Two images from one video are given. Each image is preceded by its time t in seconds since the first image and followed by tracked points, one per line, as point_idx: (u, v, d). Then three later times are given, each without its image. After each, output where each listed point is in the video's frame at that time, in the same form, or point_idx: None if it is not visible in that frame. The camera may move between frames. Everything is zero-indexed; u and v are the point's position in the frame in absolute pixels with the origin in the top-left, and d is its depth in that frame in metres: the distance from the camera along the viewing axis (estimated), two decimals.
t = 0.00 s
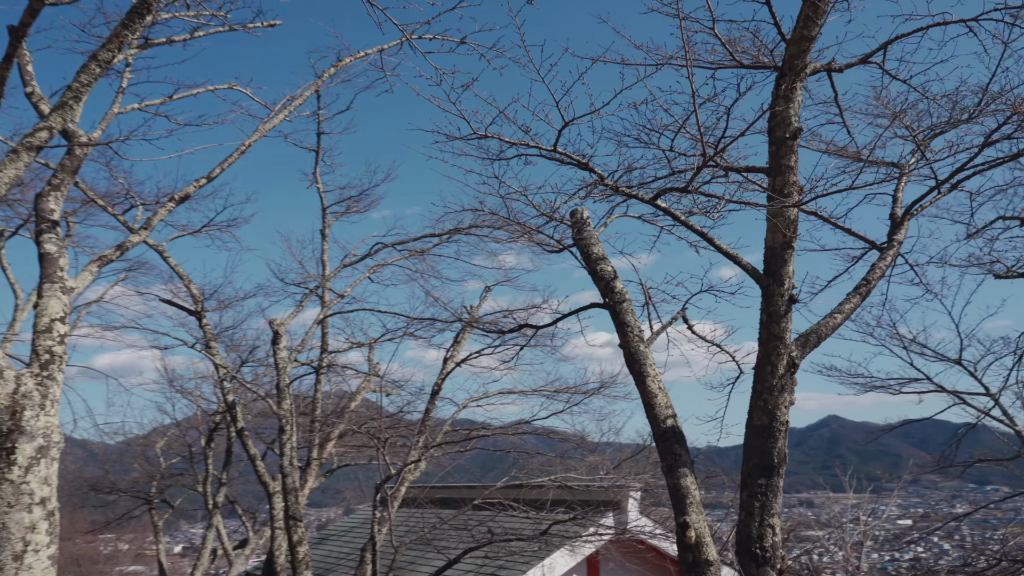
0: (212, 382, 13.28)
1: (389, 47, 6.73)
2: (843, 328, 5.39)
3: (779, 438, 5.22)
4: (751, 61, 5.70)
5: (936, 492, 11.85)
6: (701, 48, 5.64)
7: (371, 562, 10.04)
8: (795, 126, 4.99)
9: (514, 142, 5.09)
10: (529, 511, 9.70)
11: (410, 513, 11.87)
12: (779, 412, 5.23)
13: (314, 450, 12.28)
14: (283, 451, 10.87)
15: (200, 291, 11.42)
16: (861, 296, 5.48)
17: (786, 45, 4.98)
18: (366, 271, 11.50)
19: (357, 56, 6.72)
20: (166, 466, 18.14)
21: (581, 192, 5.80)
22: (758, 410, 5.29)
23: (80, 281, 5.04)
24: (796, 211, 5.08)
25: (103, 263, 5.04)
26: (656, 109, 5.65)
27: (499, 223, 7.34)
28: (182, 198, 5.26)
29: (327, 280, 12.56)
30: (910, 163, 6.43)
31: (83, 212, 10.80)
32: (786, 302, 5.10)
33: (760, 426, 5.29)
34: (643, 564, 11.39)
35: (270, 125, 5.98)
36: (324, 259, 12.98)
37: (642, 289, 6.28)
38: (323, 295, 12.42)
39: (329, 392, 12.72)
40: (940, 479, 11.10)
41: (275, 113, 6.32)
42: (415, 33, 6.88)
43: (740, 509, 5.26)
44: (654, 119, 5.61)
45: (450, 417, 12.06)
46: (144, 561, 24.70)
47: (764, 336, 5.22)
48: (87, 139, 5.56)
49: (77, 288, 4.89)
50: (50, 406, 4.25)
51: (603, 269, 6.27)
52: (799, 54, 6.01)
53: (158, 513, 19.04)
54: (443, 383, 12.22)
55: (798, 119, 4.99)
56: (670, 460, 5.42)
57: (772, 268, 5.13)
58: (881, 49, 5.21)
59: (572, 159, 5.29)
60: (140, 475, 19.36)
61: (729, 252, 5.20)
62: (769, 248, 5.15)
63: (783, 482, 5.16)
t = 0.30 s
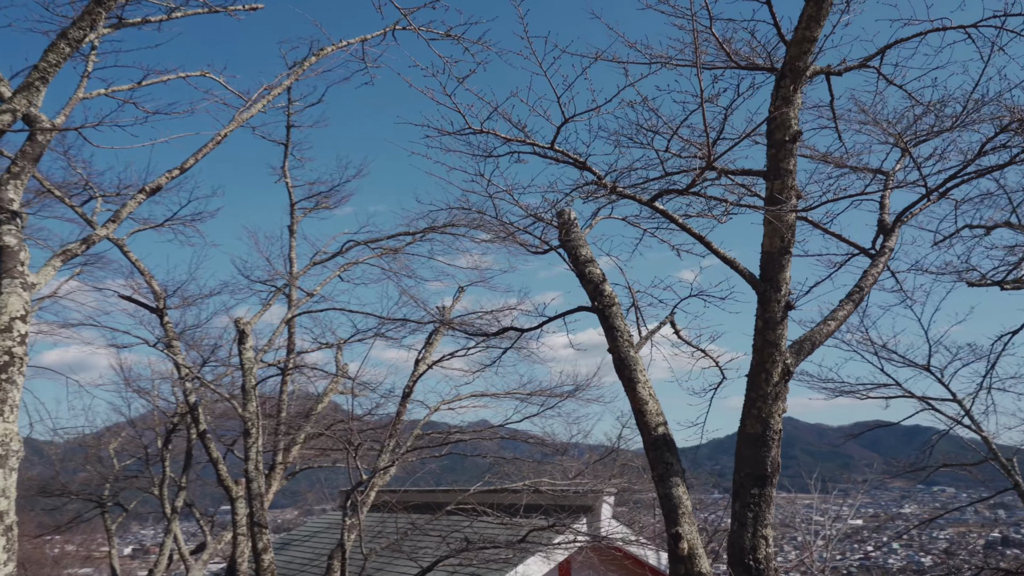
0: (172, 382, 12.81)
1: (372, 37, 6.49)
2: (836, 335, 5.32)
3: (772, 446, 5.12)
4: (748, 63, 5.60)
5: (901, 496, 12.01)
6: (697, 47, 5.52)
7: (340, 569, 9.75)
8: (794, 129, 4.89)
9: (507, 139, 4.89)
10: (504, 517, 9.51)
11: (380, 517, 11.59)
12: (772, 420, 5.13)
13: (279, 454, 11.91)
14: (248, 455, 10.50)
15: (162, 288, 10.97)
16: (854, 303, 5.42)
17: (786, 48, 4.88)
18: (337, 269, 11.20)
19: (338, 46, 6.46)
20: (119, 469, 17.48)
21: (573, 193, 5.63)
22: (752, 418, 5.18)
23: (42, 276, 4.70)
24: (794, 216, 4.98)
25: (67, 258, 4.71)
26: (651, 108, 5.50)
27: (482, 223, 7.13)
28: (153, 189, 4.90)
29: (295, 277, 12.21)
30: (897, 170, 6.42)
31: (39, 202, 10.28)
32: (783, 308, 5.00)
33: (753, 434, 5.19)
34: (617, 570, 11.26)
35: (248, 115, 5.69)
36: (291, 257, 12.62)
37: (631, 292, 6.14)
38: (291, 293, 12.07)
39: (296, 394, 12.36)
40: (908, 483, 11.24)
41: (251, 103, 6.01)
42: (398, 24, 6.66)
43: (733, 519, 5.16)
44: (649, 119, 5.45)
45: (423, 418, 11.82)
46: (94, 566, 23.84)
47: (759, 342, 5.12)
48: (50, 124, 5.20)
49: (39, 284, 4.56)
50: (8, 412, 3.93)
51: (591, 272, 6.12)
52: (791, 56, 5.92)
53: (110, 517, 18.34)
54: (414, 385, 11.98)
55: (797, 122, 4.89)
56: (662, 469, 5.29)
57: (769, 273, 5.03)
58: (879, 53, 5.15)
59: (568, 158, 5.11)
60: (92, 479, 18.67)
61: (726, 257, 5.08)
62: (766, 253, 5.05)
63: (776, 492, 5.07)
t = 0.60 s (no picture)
0: (138, 382, 12.38)
1: (363, 29, 6.27)
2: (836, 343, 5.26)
3: (773, 455, 5.03)
4: (750, 65, 5.51)
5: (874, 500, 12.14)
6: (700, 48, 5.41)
7: None
8: (801, 133, 4.81)
9: (509, 138, 4.73)
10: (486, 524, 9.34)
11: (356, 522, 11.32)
12: (774, 429, 5.04)
13: (251, 457, 11.58)
14: (220, 459, 10.18)
15: (131, 286, 10.58)
16: (854, 310, 5.36)
17: (794, 51, 4.80)
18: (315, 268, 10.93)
19: (328, 37, 6.23)
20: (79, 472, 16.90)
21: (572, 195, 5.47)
22: (753, 426, 5.09)
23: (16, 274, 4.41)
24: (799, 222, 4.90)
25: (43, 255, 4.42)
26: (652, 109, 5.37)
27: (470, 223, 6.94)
28: (135, 183, 4.64)
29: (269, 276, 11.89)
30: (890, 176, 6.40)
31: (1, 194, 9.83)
32: (787, 316, 4.93)
33: (754, 443, 5.09)
34: None
35: (234, 107, 5.43)
36: (266, 255, 12.29)
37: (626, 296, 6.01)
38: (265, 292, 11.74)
39: (268, 396, 12.03)
40: (884, 488, 11.33)
41: (236, 96, 5.75)
42: (390, 17, 6.45)
43: (733, 530, 5.06)
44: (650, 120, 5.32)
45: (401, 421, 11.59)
46: (49, 571, 23.06)
47: (762, 350, 5.03)
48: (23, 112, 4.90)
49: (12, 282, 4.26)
50: None
51: (587, 276, 5.97)
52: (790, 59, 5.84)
53: (70, 521, 17.73)
54: (392, 387, 11.74)
55: (804, 127, 4.82)
56: (661, 478, 5.17)
57: (773, 280, 4.94)
58: (884, 58, 5.08)
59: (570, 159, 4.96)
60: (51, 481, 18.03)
61: (730, 262, 4.98)
62: (771, 259, 4.97)
63: (778, 502, 4.98)
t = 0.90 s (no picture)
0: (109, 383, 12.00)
1: (358, 24, 6.07)
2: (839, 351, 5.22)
3: (776, 465, 4.97)
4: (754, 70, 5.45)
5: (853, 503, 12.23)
6: (705, 50, 5.33)
7: None
8: (809, 140, 4.76)
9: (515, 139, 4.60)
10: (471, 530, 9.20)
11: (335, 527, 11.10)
12: (777, 438, 4.98)
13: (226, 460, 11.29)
14: (197, 463, 9.90)
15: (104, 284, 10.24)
16: (856, 318, 5.33)
17: (804, 57, 4.75)
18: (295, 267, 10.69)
19: (322, 32, 6.03)
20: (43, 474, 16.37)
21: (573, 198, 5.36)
22: (756, 435, 5.03)
23: None
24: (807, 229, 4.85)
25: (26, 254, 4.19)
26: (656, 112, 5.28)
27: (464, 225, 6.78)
28: (125, 179, 4.42)
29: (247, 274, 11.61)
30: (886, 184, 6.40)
31: None
32: (792, 324, 4.89)
33: (757, 452, 5.03)
34: None
35: (226, 102, 5.23)
36: (243, 254, 12.00)
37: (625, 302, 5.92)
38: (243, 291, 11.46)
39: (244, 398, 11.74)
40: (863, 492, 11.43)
41: (226, 90, 5.54)
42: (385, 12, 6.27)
43: (736, 540, 4.99)
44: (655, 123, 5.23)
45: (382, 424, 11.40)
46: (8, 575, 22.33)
47: (767, 358, 4.97)
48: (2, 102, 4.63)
49: None
50: None
51: (586, 280, 5.86)
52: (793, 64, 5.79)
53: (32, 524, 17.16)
54: (372, 390, 11.54)
55: (812, 133, 4.77)
56: (664, 487, 5.09)
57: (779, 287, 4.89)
58: (890, 66, 5.06)
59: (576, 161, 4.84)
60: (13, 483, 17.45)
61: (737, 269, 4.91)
62: (777, 266, 4.93)
63: (781, 512, 4.93)
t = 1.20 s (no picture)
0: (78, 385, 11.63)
1: (355, 20, 5.91)
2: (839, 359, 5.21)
3: (778, 473, 4.94)
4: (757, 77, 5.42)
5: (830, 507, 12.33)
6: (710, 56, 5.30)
7: None
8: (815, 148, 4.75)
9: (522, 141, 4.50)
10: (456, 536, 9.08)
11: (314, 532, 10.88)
12: (779, 446, 4.96)
13: (202, 464, 11.02)
14: (173, 468, 9.62)
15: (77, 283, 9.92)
16: (855, 326, 5.33)
17: (813, 64, 4.73)
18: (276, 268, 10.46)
19: (318, 28, 5.87)
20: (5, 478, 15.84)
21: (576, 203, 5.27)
22: (758, 443, 5.00)
23: None
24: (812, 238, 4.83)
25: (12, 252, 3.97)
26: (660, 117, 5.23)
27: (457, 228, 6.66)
28: (117, 177, 4.23)
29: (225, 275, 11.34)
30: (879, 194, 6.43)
31: None
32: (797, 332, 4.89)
33: (759, 460, 5.00)
34: None
35: (220, 98, 5.05)
36: (220, 254, 11.73)
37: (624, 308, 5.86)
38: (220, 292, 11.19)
39: (221, 400, 11.46)
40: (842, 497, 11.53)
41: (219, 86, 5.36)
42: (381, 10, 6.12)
43: (737, 549, 4.95)
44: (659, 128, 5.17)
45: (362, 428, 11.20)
46: None
47: (771, 366, 4.95)
48: None
49: None
50: None
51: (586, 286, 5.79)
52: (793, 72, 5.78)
53: None
54: (353, 394, 11.35)
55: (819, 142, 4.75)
56: (665, 496, 5.03)
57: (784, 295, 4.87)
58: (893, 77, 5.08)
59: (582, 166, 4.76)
60: None
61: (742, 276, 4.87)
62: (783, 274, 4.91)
63: (782, 521, 4.90)
